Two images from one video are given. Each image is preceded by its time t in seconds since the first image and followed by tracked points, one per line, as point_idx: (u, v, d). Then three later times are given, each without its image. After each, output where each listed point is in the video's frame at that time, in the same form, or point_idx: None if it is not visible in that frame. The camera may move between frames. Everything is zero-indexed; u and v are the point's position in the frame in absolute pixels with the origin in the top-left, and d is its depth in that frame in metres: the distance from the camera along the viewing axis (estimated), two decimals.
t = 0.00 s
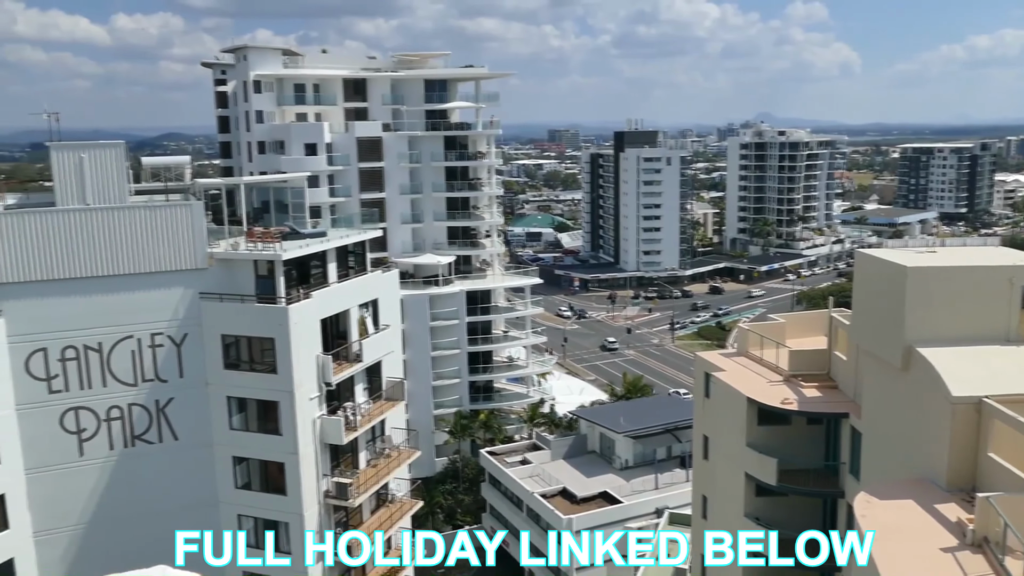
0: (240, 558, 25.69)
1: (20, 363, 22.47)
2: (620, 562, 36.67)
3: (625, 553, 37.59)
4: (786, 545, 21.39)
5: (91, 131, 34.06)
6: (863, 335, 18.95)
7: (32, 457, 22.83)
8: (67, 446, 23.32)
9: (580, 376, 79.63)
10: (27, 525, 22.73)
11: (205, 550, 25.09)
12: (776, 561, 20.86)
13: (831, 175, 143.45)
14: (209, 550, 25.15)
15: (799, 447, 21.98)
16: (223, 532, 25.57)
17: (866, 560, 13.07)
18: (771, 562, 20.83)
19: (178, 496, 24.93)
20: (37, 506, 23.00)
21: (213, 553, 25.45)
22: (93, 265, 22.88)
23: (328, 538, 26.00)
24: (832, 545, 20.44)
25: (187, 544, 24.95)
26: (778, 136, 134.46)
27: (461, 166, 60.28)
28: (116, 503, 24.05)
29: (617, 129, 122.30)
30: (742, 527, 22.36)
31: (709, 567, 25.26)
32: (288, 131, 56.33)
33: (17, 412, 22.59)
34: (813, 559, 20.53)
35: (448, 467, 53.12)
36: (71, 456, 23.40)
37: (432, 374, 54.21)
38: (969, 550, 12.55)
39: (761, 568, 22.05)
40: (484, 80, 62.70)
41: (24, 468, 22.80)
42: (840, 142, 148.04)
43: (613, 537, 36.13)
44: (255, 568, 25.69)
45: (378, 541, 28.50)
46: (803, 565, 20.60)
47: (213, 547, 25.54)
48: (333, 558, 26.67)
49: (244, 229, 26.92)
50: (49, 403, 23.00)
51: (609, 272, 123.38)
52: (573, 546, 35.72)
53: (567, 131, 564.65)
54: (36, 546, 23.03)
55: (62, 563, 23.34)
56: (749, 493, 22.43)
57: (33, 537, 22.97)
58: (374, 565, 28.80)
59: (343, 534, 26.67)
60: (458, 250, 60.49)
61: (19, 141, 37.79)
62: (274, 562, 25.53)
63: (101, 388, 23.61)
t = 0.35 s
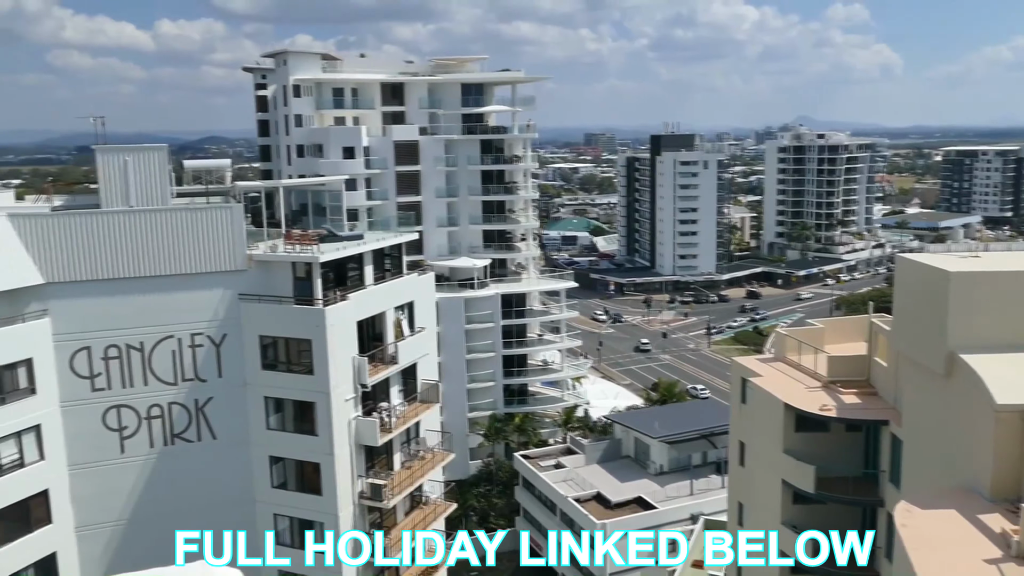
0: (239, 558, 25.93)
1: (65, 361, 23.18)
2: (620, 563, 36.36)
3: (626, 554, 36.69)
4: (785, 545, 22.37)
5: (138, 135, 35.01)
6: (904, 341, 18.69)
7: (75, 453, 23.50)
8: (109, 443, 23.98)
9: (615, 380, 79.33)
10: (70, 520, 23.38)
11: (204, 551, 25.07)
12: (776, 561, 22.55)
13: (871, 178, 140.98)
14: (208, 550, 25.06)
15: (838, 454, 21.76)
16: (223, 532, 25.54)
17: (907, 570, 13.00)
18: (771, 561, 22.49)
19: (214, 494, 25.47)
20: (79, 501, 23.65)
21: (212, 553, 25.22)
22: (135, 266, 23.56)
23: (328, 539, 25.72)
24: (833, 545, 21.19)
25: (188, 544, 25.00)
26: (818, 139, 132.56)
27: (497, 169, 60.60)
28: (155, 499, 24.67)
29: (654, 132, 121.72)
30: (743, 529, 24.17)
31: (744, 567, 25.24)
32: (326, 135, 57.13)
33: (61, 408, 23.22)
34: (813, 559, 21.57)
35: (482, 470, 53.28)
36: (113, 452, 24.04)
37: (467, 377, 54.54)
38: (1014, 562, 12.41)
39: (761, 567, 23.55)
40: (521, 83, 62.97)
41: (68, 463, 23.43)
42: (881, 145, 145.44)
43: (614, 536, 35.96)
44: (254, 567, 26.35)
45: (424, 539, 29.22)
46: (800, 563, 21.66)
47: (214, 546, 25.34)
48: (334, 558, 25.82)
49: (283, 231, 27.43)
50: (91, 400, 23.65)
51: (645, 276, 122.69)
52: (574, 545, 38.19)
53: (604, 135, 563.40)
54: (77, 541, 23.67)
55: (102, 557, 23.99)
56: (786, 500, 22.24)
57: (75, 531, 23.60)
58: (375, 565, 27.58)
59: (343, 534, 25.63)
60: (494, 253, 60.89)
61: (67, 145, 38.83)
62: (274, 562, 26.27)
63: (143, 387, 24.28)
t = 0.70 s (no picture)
0: (239, 558, 25.74)
1: (87, 365, 23.57)
2: (620, 564, 36.08)
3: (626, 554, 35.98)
4: (783, 546, 23.41)
5: (162, 141, 35.51)
6: (927, 348, 18.56)
7: (96, 457, 23.86)
8: (130, 447, 24.34)
9: (634, 386, 79.09)
10: (91, 523, 23.72)
11: (204, 551, 25.07)
12: (775, 561, 23.63)
13: (893, 184, 139.76)
14: (208, 550, 25.05)
15: (858, 462, 21.64)
16: (223, 532, 25.41)
17: None
18: (771, 561, 23.65)
19: (233, 498, 25.74)
20: (100, 505, 24.01)
21: (212, 554, 25.24)
22: (157, 271, 23.97)
23: (328, 539, 25.93)
24: (833, 545, 21.40)
25: (188, 544, 25.08)
26: (838, 144, 131.67)
27: (516, 175, 60.64)
28: (174, 503, 24.98)
29: (673, 138, 121.50)
30: (744, 530, 25.31)
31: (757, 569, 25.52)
32: (346, 141, 57.64)
33: (83, 412, 23.60)
34: (813, 559, 21.95)
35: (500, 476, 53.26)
36: (134, 456, 24.40)
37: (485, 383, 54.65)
38: None
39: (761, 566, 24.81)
40: (539, 89, 63.14)
41: (90, 467, 23.82)
42: (903, 150, 144.16)
43: (613, 536, 36.07)
44: (254, 568, 26.14)
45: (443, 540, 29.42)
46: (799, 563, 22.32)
47: (214, 546, 25.32)
48: (334, 558, 25.99)
49: (302, 236, 27.71)
50: (113, 404, 24.02)
51: (664, 282, 122.26)
52: (573, 547, 40.46)
53: (622, 140, 563.12)
54: (99, 544, 24.01)
55: (123, 560, 24.31)
56: (806, 507, 22.12)
57: (97, 534, 23.97)
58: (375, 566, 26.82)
59: (343, 534, 25.72)
60: (512, 258, 60.95)
61: (92, 152, 39.41)
62: (274, 562, 26.28)
63: (163, 391, 24.62)
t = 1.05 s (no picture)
0: (240, 558, 25.83)
1: (93, 370, 23.72)
2: (621, 564, 36.33)
3: (626, 552, 36.16)
4: (783, 546, 23.77)
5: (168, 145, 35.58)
6: (933, 353, 18.57)
7: (102, 461, 23.97)
8: (136, 451, 24.43)
9: (639, 391, 79.02)
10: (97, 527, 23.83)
11: (204, 551, 25.19)
12: (775, 561, 24.05)
13: (899, 189, 139.54)
14: (208, 550, 25.18)
15: (864, 467, 21.66)
16: (223, 533, 25.53)
17: None
18: (772, 561, 24.02)
19: (237, 501, 25.83)
20: (106, 509, 24.10)
21: (213, 553, 25.39)
22: (164, 275, 24.14)
23: (328, 539, 26.03)
24: (833, 545, 21.52)
25: (188, 544, 25.18)
26: (844, 149, 131.53)
27: (521, 179, 60.90)
28: (180, 506, 25.09)
29: (678, 142, 121.43)
30: (745, 531, 25.74)
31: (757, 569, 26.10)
32: (351, 145, 57.68)
33: (89, 416, 23.72)
34: (813, 559, 22.19)
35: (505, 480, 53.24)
36: (140, 460, 24.50)
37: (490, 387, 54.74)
38: None
39: (761, 566, 25.38)
40: (545, 93, 63.25)
41: (96, 471, 23.93)
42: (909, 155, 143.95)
43: (613, 536, 36.22)
44: (254, 568, 26.16)
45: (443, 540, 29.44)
46: (800, 562, 22.61)
47: (214, 547, 25.44)
48: (334, 558, 26.15)
49: (308, 240, 27.83)
50: (119, 408, 24.14)
51: (669, 286, 122.10)
52: (573, 547, 40.76)
53: (628, 144, 563.34)
54: (105, 548, 24.10)
55: (129, 564, 24.40)
56: (812, 512, 22.12)
57: (103, 538, 24.07)
58: (375, 565, 26.70)
59: (343, 534, 25.83)
60: (517, 263, 61.11)
61: (98, 155, 39.51)
62: (274, 562, 26.32)
63: (169, 395, 24.74)
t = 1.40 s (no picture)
0: (240, 558, 25.88)
1: (91, 372, 23.69)
2: (620, 564, 36.35)
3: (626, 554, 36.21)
4: (783, 546, 23.73)
5: (167, 148, 35.54)
6: (931, 357, 18.58)
7: (100, 464, 23.91)
8: (134, 454, 24.38)
9: (637, 394, 78.95)
10: (95, 531, 23.76)
11: (204, 551, 25.15)
12: (775, 561, 23.98)
13: (897, 194, 139.74)
14: (208, 550, 25.14)
15: (863, 471, 21.63)
16: (223, 533, 25.44)
17: None
18: (772, 561, 23.98)
19: (236, 504, 25.77)
20: (104, 513, 24.03)
21: (212, 553, 25.36)
22: (163, 277, 24.14)
23: (328, 539, 26.00)
24: (833, 545, 21.40)
25: (188, 543, 25.12)
26: (843, 153, 131.70)
27: (520, 182, 60.87)
28: (178, 509, 25.03)
29: (678, 146, 121.57)
30: (745, 531, 25.62)
31: (756, 569, 25.79)
32: (351, 148, 57.69)
33: (87, 419, 23.68)
34: (814, 559, 22.03)
35: (504, 483, 53.12)
36: (138, 464, 24.45)
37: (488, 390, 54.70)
38: None
39: (760, 566, 25.13)
40: (544, 97, 63.35)
41: (93, 474, 23.86)
42: (907, 160, 144.08)
43: (613, 536, 36.23)
44: (254, 567, 26.18)
45: (443, 540, 29.47)
46: (800, 563, 22.51)
47: (214, 546, 25.40)
48: (334, 558, 26.14)
49: (306, 243, 27.85)
50: (117, 411, 24.09)
51: (668, 290, 122.10)
52: (573, 547, 40.30)
53: (628, 148, 563.80)
54: (103, 551, 24.04)
55: (127, 567, 24.32)
56: (811, 516, 22.07)
57: (101, 542, 23.99)
58: (374, 565, 26.83)
59: (343, 534, 25.83)
60: (516, 266, 61.22)
61: (97, 158, 39.48)
62: (275, 562, 26.42)
63: (167, 398, 24.72)
